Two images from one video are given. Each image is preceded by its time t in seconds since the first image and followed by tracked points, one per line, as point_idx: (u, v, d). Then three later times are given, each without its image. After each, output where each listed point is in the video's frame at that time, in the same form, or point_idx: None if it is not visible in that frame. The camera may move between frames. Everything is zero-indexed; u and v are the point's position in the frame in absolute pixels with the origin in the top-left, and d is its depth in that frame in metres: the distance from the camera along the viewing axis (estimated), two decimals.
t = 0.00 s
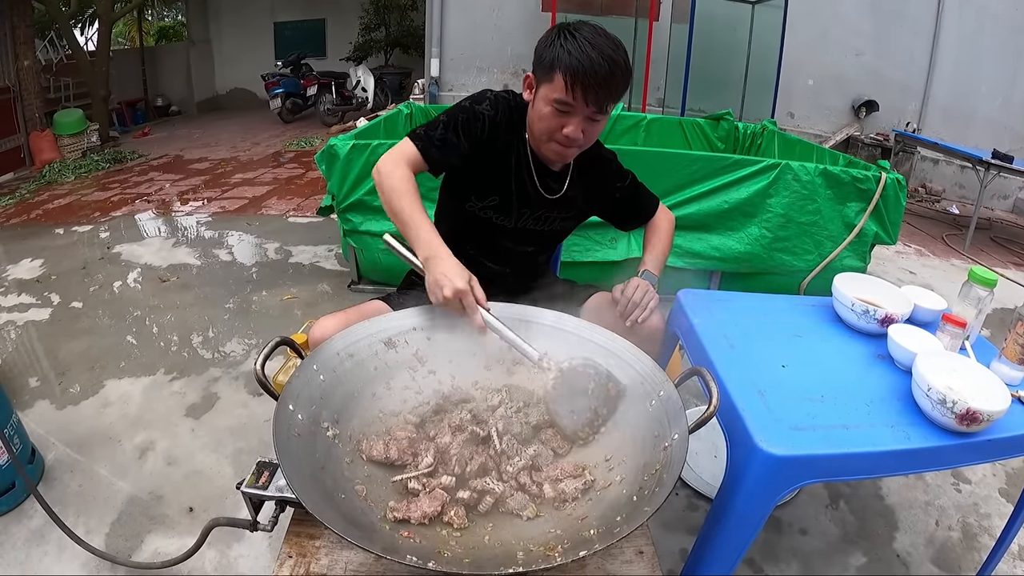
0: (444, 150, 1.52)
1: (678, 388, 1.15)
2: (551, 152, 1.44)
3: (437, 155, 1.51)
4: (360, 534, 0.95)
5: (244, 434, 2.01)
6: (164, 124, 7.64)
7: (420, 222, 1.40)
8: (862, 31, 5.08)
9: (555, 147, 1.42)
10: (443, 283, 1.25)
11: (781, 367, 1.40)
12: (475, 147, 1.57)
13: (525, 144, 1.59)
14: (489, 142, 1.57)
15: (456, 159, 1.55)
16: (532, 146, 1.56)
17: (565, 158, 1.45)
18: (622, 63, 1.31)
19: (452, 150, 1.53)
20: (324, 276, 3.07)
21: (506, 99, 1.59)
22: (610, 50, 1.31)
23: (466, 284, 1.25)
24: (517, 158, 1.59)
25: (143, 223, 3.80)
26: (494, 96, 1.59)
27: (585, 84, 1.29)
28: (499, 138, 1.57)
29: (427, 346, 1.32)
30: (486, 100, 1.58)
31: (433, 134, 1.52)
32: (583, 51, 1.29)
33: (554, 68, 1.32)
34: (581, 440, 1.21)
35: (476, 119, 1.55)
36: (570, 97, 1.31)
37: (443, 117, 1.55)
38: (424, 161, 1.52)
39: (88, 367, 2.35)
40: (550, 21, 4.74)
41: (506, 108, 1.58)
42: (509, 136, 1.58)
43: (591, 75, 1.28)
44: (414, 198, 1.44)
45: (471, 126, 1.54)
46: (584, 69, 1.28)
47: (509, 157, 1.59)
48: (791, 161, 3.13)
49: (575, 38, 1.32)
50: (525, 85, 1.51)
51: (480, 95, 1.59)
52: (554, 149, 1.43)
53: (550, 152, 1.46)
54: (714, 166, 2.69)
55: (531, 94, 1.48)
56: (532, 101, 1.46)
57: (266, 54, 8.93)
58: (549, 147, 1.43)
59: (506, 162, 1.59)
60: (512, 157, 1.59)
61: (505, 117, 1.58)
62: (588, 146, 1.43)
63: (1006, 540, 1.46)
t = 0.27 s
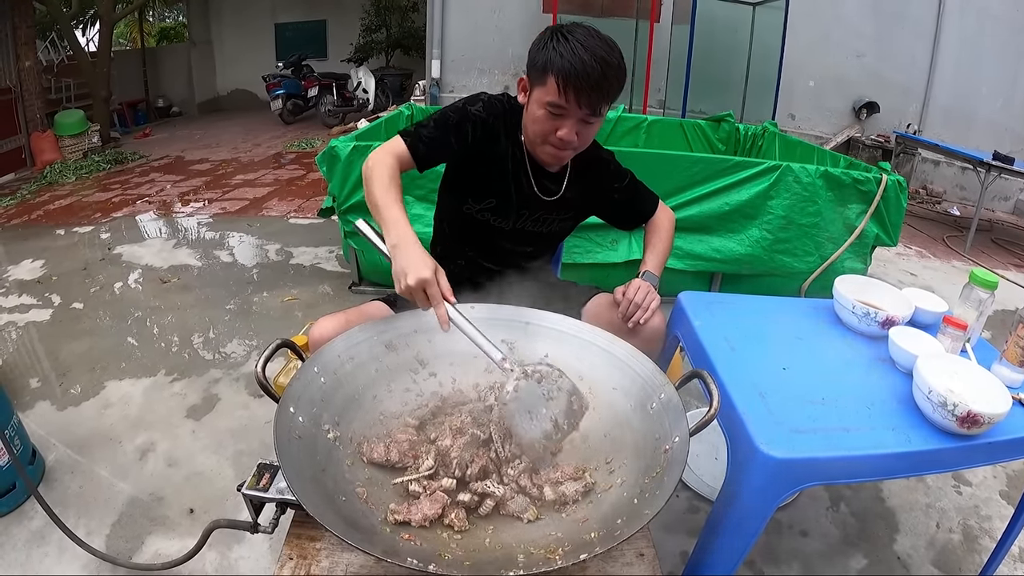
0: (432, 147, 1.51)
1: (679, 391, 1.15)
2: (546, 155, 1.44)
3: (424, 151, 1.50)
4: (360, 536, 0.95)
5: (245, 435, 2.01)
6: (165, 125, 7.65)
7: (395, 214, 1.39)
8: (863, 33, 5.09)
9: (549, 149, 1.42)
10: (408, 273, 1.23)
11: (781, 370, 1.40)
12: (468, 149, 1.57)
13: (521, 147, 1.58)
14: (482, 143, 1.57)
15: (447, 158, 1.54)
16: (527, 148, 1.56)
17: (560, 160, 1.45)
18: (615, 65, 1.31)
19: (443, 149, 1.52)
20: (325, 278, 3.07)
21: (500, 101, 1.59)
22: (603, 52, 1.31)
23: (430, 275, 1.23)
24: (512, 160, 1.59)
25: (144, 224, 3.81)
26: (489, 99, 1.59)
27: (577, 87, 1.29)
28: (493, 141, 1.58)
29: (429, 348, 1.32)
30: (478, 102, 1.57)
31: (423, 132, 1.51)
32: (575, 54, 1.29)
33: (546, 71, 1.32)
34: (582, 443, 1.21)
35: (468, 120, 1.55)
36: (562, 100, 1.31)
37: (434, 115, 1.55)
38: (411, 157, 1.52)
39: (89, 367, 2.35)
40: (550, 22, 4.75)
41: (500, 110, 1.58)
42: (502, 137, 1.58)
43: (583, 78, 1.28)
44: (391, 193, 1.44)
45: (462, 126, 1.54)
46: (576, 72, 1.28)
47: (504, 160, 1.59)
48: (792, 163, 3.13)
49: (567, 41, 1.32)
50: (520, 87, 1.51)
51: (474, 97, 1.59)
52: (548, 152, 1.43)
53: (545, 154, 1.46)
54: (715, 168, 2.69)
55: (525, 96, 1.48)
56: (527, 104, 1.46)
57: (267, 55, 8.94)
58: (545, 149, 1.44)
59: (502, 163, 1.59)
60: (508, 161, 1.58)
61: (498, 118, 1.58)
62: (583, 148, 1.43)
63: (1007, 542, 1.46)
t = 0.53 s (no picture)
0: (438, 153, 1.50)
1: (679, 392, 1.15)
2: (541, 155, 1.45)
3: (430, 157, 1.49)
4: (360, 538, 0.95)
5: (245, 436, 2.01)
6: (165, 125, 7.66)
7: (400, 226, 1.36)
8: (863, 33, 5.10)
9: (544, 150, 1.43)
10: (417, 292, 1.19)
11: (781, 371, 1.40)
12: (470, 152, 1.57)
13: (518, 148, 1.59)
14: (483, 146, 1.57)
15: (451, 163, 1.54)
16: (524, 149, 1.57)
17: (555, 160, 1.45)
18: (607, 64, 1.30)
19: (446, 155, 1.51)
20: (325, 278, 3.07)
21: (499, 103, 1.59)
22: (594, 52, 1.30)
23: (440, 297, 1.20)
24: (510, 161, 1.60)
25: (144, 224, 3.81)
26: (488, 100, 1.58)
27: (567, 88, 1.29)
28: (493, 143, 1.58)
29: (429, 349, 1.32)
30: (479, 105, 1.57)
31: (426, 137, 1.50)
32: (565, 55, 1.29)
33: (538, 72, 1.32)
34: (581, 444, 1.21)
35: (471, 124, 1.54)
36: (554, 101, 1.31)
37: (436, 120, 1.54)
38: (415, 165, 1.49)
39: (89, 368, 2.35)
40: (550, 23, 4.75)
41: (500, 113, 1.58)
42: (503, 141, 1.59)
43: (573, 79, 1.28)
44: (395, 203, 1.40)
45: (465, 130, 1.53)
46: (566, 73, 1.28)
47: (502, 161, 1.60)
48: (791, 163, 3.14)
49: (558, 41, 1.32)
50: (515, 87, 1.51)
51: (473, 100, 1.58)
52: (543, 152, 1.43)
53: (541, 155, 1.46)
54: (715, 169, 2.69)
55: (521, 96, 1.48)
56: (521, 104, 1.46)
57: (267, 55, 8.95)
58: (539, 150, 1.44)
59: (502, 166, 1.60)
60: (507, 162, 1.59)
61: (498, 121, 1.58)
62: (577, 148, 1.43)
63: (1006, 544, 1.46)
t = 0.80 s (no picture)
0: (428, 116, 1.57)
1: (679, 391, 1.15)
2: (550, 159, 1.44)
3: (419, 117, 1.57)
4: (361, 537, 0.95)
5: (246, 436, 2.01)
6: (166, 125, 7.66)
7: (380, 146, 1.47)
8: (864, 32, 5.09)
9: (553, 154, 1.43)
10: (379, 193, 1.28)
11: (782, 371, 1.40)
12: (470, 135, 1.59)
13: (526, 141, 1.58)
14: (485, 132, 1.59)
15: (446, 135, 1.58)
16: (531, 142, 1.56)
17: (564, 165, 1.45)
18: (620, 71, 1.30)
19: (439, 124, 1.57)
20: (326, 278, 3.07)
21: (507, 94, 1.60)
22: (607, 58, 1.30)
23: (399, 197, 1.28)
24: (517, 155, 1.59)
25: (145, 224, 3.81)
26: (498, 91, 1.61)
27: (579, 93, 1.29)
28: (498, 132, 1.59)
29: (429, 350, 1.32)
30: (487, 91, 1.60)
31: (423, 103, 1.57)
32: (578, 60, 1.29)
33: (550, 75, 1.33)
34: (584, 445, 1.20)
35: (472, 105, 1.58)
36: (565, 106, 1.31)
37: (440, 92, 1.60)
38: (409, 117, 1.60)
39: (90, 367, 2.35)
40: (551, 23, 4.75)
41: (508, 103, 1.59)
42: (507, 129, 1.59)
43: (585, 84, 1.28)
44: (384, 133, 1.51)
45: (465, 111, 1.57)
46: (578, 78, 1.28)
47: (508, 153, 1.60)
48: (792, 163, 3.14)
49: (573, 46, 1.33)
50: (527, 89, 1.51)
51: (484, 87, 1.62)
52: (552, 157, 1.43)
53: (550, 159, 1.46)
54: (716, 168, 2.69)
55: (532, 99, 1.49)
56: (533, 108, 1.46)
57: (268, 55, 8.95)
58: (549, 154, 1.44)
59: (506, 156, 1.60)
60: (512, 151, 1.59)
61: (504, 110, 1.59)
62: (586, 154, 1.42)
63: (1007, 543, 1.45)
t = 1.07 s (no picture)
0: (446, 138, 1.54)
1: (680, 393, 1.15)
2: (563, 165, 1.43)
3: (438, 140, 1.54)
4: (362, 538, 0.95)
5: (247, 436, 2.01)
6: (167, 125, 7.67)
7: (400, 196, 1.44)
8: (866, 34, 5.08)
9: (566, 161, 1.42)
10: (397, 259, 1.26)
11: (784, 373, 1.40)
12: (486, 148, 1.58)
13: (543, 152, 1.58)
14: (501, 144, 1.58)
15: (463, 152, 1.56)
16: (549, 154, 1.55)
17: (576, 172, 1.44)
18: (640, 81, 1.31)
19: (457, 143, 1.55)
20: (327, 278, 3.08)
21: (524, 103, 1.59)
22: (628, 68, 1.31)
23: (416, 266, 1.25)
24: (534, 167, 1.59)
25: (147, 224, 3.82)
26: (515, 101, 1.59)
27: (599, 99, 1.28)
28: (514, 143, 1.58)
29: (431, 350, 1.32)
30: (504, 103, 1.58)
31: (440, 123, 1.54)
32: (600, 67, 1.29)
33: (570, 81, 1.33)
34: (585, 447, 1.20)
35: (489, 120, 1.56)
36: (583, 111, 1.31)
37: (456, 106, 1.57)
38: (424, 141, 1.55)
39: (91, 368, 2.35)
40: (553, 24, 4.75)
41: (524, 114, 1.58)
42: (524, 141, 1.58)
43: (606, 91, 1.28)
44: (400, 175, 1.48)
45: (483, 124, 1.55)
46: (599, 85, 1.28)
47: (524, 164, 1.59)
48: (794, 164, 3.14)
49: (594, 53, 1.33)
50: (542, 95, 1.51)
51: (500, 97, 1.60)
52: (565, 163, 1.42)
53: (562, 166, 1.45)
54: (718, 170, 2.69)
55: (548, 105, 1.48)
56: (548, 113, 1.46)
57: (269, 56, 8.96)
58: (561, 160, 1.43)
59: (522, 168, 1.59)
60: (528, 162, 1.58)
61: (521, 122, 1.58)
62: (599, 163, 1.42)
63: (1007, 545, 1.45)
